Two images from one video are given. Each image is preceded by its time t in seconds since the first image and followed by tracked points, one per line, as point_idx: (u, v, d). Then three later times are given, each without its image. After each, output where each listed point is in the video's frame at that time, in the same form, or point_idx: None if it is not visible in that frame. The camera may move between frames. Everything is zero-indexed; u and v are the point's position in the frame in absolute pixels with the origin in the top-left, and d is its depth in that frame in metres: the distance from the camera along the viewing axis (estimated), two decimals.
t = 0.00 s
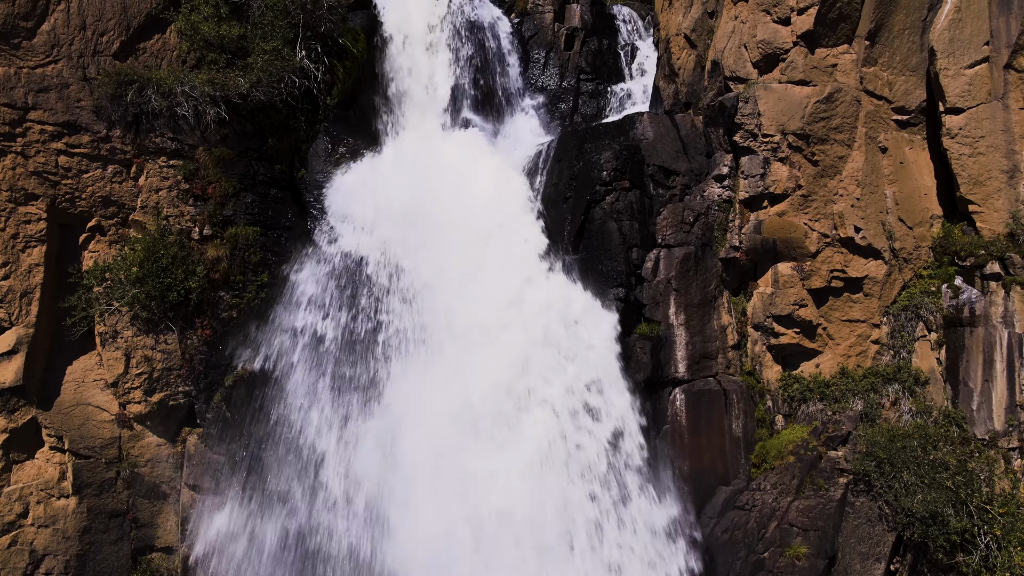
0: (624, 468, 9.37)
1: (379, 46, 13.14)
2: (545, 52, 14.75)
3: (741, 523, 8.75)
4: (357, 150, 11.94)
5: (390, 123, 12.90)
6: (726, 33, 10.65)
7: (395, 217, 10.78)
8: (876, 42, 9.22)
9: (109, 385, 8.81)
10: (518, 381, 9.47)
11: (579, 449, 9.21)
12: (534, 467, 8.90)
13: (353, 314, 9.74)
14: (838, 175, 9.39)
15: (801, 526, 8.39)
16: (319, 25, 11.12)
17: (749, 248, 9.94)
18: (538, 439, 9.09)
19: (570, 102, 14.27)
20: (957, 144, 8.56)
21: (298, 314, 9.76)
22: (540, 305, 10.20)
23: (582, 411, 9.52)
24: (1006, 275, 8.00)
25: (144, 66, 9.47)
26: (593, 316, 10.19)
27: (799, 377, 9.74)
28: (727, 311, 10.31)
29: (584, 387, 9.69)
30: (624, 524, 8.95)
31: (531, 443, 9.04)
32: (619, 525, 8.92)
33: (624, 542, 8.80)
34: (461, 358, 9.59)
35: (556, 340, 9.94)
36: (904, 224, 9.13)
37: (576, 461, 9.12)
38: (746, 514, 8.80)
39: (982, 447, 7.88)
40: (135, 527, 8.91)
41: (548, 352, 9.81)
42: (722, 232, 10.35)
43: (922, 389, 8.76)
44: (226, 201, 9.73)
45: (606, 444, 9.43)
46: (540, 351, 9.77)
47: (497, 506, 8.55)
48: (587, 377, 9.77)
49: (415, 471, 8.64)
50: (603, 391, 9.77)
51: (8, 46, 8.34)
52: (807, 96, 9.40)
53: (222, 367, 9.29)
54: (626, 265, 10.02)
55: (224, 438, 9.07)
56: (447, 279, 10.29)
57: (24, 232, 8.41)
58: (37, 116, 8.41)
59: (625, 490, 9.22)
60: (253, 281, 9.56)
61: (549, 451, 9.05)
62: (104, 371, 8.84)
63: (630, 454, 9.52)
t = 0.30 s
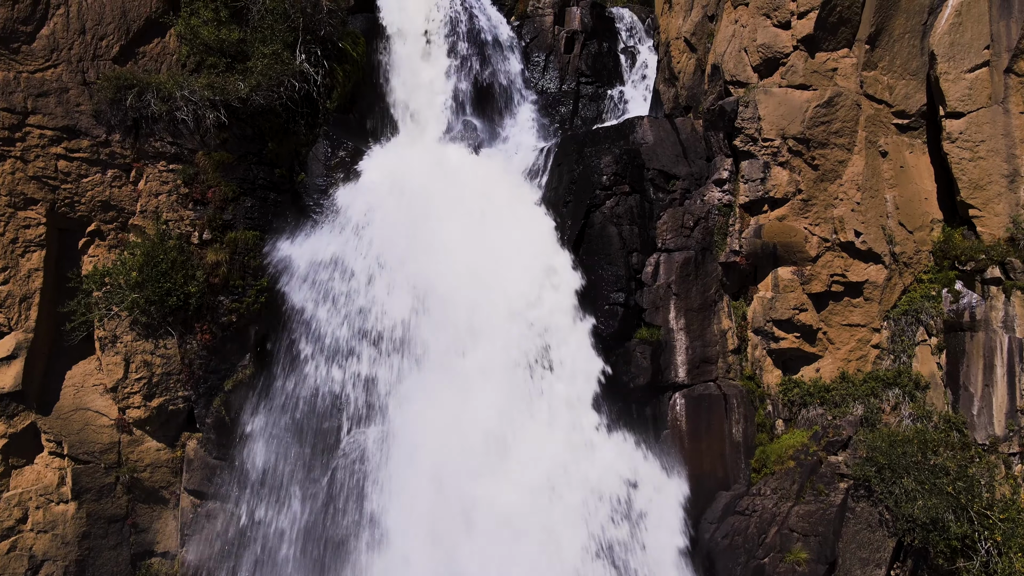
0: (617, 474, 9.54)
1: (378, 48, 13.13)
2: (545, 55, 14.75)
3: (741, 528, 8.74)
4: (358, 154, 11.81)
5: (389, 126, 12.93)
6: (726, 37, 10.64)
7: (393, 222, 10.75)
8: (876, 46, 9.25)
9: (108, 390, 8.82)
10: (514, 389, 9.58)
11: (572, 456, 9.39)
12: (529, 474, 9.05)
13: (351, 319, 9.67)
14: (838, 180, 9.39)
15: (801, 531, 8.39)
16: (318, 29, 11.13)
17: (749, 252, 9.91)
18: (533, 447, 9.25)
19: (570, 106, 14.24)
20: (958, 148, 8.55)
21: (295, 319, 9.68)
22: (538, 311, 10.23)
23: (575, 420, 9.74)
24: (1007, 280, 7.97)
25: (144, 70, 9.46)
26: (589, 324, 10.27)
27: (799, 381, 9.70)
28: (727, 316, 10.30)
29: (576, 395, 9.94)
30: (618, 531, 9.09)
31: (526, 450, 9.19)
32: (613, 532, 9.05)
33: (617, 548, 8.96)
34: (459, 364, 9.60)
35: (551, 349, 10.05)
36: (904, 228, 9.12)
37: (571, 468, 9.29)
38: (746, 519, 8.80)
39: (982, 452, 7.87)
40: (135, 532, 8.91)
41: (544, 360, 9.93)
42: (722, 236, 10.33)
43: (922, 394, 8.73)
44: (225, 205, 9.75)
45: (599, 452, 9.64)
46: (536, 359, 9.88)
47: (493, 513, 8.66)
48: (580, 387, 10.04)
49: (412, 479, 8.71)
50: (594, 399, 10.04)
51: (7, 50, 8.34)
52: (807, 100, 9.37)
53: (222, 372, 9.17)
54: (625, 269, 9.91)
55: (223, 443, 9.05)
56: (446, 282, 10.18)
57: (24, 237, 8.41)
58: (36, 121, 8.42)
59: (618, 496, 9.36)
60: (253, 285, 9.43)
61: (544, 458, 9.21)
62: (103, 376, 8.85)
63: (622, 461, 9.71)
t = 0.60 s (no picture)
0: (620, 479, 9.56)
1: (380, 54, 13.17)
2: (545, 59, 14.77)
3: (742, 535, 8.71)
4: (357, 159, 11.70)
5: (390, 131, 12.88)
6: (726, 42, 10.63)
7: (396, 224, 10.65)
8: (877, 51, 9.22)
9: (107, 396, 8.79)
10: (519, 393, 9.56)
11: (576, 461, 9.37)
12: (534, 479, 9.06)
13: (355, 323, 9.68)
14: (839, 185, 9.37)
15: (801, 538, 8.41)
16: (318, 33, 11.09)
17: (750, 258, 9.83)
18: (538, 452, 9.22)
19: (570, 110, 14.25)
20: (958, 153, 8.54)
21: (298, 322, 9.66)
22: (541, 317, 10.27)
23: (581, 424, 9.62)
24: (1007, 285, 8.03)
25: (143, 76, 9.44)
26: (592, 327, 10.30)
27: (800, 387, 9.66)
28: (727, 321, 10.27)
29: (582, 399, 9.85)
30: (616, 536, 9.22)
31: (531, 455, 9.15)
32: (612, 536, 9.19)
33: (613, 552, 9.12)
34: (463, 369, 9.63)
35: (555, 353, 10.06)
36: (904, 233, 9.11)
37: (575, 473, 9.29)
38: (747, 525, 8.77)
39: (983, 458, 7.88)
40: (134, 538, 8.91)
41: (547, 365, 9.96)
42: (723, 242, 10.29)
43: (922, 400, 8.73)
44: (225, 211, 9.75)
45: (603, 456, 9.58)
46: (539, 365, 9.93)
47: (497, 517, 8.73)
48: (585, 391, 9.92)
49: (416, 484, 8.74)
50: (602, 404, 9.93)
51: (6, 56, 8.33)
52: (807, 106, 9.39)
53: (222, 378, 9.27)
54: (626, 275, 10.02)
55: (222, 449, 8.97)
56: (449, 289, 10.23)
57: (23, 243, 8.39)
58: (35, 126, 8.40)
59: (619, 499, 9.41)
60: (252, 291, 9.55)
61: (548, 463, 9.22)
62: (102, 382, 8.81)
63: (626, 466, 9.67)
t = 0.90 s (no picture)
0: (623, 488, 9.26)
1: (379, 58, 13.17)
2: (545, 63, 14.79)
3: (742, 542, 8.71)
4: (356, 164, 11.57)
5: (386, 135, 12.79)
6: (727, 47, 10.61)
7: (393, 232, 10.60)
8: (877, 57, 9.18)
9: (106, 403, 8.77)
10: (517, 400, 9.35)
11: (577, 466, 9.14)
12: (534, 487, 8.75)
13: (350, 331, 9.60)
14: (839, 191, 9.34)
15: (801, 546, 8.34)
16: (317, 38, 11.07)
17: (750, 264, 9.91)
18: (539, 458, 8.95)
19: (570, 115, 14.28)
20: (959, 159, 8.53)
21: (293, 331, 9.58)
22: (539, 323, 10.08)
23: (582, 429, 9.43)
24: (1008, 292, 7.99)
25: (143, 81, 9.43)
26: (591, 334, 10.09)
27: (800, 393, 9.66)
28: (727, 327, 10.23)
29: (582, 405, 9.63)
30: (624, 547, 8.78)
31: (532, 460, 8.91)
32: (619, 544, 8.77)
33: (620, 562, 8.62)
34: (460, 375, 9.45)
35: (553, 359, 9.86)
36: (905, 239, 9.09)
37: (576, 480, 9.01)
38: (747, 533, 8.77)
39: (984, 466, 7.87)
40: (133, 545, 8.90)
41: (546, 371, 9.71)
42: (723, 247, 10.30)
43: (923, 406, 8.75)
44: (225, 216, 9.77)
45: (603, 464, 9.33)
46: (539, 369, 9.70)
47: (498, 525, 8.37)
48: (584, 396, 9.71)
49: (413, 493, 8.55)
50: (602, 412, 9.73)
51: (6, 63, 8.34)
52: (808, 111, 9.34)
53: (221, 385, 9.22)
54: (626, 281, 9.82)
55: (221, 455, 8.94)
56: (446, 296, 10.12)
57: (22, 250, 8.38)
58: (34, 133, 8.39)
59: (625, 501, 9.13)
60: (252, 298, 9.66)
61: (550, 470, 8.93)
62: (101, 389, 8.80)
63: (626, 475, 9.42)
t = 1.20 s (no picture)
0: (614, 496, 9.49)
1: (380, 65, 13.30)
2: (545, 68, 14.75)
3: (743, 550, 8.64)
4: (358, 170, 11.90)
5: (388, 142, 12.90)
6: (727, 53, 10.60)
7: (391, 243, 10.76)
8: (877, 63, 9.20)
9: (106, 410, 8.74)
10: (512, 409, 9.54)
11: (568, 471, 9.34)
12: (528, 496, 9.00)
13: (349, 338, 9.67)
14: (839, 198, 9.34)
15: (801, 554, 8.29)
16: (316, 43, 11.07)
17: (751, 270, 9.78)
18: (534, 467, 9.19)
19: (570, 119, 14.16)
20: (959, 166, 8.52)
21: (292, 339, 9.68)
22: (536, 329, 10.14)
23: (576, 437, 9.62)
24: (1008, 298, 8.01)
25: (142, 87, 9.40)
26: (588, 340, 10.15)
27: (800, 400, 9.62)
28: (727, 333, 10.22)
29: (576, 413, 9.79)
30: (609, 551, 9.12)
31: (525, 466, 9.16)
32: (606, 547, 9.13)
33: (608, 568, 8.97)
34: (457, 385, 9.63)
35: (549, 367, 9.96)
36: (905, 246, 9.06)
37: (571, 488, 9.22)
38: (747, 540, 8.71)
39: (985, 473, 7.85)
40: (132, 553, 8.84)
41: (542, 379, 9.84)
42: (723, 253, 10.22)
43: (923, 414, 8.70)
44: (224, 223, 9.68)
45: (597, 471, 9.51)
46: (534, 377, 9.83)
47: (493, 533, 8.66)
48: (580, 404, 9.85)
49: (412, 499, 8.66)
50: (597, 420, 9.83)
51: (4, 69, 8.32)
52: (808, 118, 9.36)
53: (220, 393, 9.32)
54: (626, 289, 9.95)
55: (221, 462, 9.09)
56: (443, 305, 10.26)
57: (20, 257, 8.34)
58: (33, 140, 8.39)
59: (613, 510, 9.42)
60: (251, 305, 9.66)
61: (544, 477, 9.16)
62: (100, 396, 8.78)
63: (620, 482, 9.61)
